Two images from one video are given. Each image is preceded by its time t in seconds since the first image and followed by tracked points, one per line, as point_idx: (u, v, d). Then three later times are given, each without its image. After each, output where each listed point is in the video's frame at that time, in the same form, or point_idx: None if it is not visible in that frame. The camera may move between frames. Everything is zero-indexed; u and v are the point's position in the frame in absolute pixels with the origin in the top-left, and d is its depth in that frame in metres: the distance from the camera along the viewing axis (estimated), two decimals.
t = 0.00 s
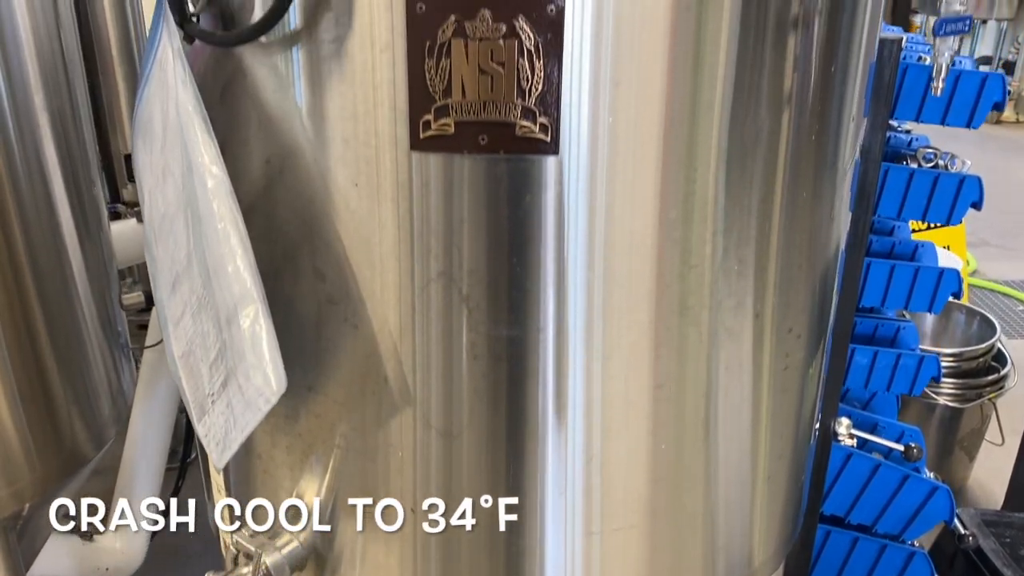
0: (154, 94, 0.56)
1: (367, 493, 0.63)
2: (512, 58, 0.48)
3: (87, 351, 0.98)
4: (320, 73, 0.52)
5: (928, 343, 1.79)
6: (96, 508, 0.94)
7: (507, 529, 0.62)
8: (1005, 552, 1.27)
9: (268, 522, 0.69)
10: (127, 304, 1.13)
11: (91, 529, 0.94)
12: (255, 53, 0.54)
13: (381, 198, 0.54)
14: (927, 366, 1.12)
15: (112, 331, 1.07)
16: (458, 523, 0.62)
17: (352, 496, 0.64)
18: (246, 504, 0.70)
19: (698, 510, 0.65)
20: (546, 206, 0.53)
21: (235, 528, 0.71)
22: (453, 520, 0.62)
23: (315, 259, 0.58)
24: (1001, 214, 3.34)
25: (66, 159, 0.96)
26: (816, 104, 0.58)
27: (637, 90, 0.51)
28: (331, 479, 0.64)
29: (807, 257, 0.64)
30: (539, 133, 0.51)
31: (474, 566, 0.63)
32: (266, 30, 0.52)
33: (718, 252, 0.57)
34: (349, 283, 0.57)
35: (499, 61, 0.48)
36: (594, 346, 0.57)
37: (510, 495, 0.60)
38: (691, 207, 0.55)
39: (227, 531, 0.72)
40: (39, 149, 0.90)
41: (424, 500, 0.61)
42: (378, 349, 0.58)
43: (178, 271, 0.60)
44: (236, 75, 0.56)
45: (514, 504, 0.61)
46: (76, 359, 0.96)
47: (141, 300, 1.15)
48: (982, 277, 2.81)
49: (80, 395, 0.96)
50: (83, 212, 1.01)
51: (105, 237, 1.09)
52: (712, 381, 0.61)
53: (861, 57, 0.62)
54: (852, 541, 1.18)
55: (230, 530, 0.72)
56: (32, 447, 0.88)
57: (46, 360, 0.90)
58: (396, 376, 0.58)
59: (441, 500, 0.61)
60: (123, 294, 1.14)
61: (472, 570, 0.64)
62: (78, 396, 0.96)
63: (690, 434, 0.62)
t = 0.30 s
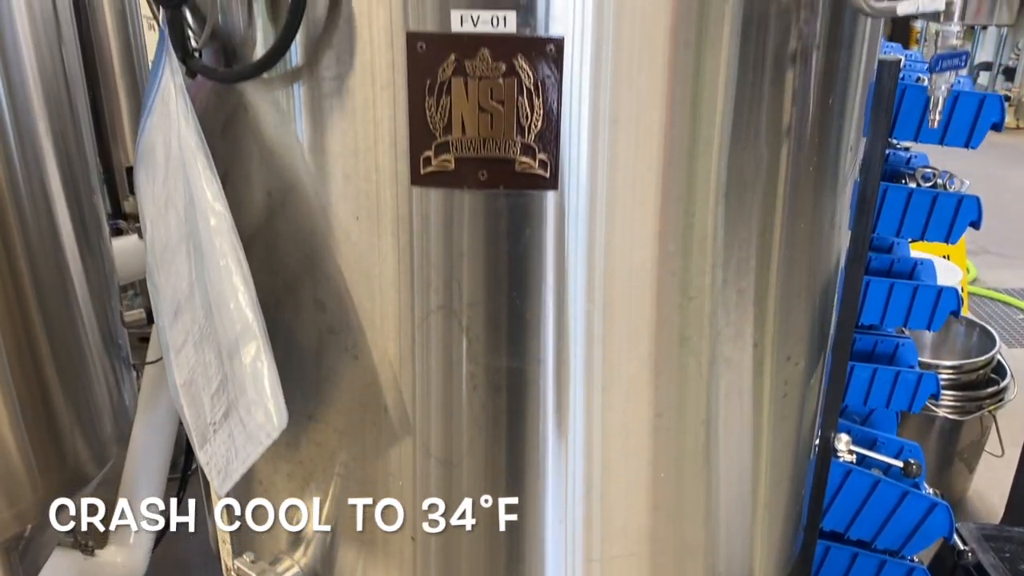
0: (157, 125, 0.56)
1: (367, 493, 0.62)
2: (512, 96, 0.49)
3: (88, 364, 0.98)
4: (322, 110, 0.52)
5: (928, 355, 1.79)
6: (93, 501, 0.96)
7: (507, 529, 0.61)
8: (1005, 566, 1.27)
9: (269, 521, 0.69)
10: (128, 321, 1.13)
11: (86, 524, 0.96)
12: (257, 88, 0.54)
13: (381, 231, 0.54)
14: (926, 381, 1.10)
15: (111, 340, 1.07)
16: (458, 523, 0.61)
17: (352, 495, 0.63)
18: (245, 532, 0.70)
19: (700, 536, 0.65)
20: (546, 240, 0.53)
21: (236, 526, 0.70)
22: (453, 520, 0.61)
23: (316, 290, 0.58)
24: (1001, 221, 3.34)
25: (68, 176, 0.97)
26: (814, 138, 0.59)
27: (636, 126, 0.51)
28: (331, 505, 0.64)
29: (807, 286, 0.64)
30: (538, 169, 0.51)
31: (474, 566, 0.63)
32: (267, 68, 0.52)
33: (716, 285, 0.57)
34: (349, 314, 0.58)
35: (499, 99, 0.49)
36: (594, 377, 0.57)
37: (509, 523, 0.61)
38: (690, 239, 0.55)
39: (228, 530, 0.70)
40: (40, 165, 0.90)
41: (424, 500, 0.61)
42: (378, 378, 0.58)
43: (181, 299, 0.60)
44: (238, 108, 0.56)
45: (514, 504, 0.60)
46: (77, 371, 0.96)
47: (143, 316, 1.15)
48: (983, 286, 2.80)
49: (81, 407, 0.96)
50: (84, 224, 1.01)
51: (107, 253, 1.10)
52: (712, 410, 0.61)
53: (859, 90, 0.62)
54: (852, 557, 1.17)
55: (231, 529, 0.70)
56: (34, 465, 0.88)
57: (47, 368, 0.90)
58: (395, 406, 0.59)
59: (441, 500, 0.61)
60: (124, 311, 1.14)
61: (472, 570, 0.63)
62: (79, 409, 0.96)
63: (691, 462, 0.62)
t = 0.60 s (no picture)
0: (166, 169, 0.55)
1: (367, 493, 0.62)
2: (520, 148, 0.50)
3: (96, 390, 0.98)
4: (330, 159, 0.53)
5: (928, 371, 1.79)
6: (93, 502, 0.95)
7: (507, 530, 0.61)
8: None
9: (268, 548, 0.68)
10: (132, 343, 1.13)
11: (88, 527, 0.95)
12: (266, 135, 0.55)
13: (387, 277, 0.55)
14: (926, 405, 1.10)
15: (118, 359, 1.06)
16: (458, 523, 0.61)
17: (351, 495, 0.63)
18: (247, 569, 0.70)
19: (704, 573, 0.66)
20: (551, 286, 0.54)
21: (233, 525, 0.63)
22: (453, 520, 0.61)
23: (324, 332, 0.58)
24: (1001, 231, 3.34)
25: (76, 203, 0.97)
26: (817, 183, 0.59)
27: (640, 175, 0.52)
28: (337, 542, 0.65)
29: (811, 325, 0.64)
30: (544, 218, 0.52)
31: (478, 566, 0.63)
32: (278, 118, 0.52)
33: (720, 328, 0.58)
34: (356, 357, 0.58)
35: (506, 151, 0.50)
36: (599, 418, 0.57)
37: (515, 560, 0.62)
38: (695, 283, 0.56)
39: (225, 528, 0.63)
40: (49, 194, 0.90)
41: (424, 500, 0.61)
42: (384, 420, 0.59)
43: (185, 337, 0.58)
44: (247, 153, 0.57)
45: (515, 504, 0.60)
46: (86, 397, 0.95)
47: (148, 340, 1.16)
48: (982, 297, 2.81)
49: (88, 427, 0.96)
50: (91, 248, 1.00)
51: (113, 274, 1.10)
52: (717, 450, 0.61)
53: (860, 133, 0.63)
54: None
55: (229, 528, 0.63)
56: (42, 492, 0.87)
57: (55, 392, 0.89)
58: (401, 446, 0.59)
59: (440, 499, 0.60)
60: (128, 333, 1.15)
61: (476, 570, 0.63)
62: (87, 432, 0.96)
63: (696, 501, 0.62)
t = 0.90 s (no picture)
0: (179, 205, 0.55)
1: (368, 493, 0.62)
2: (528, 190, 0.51)
3: (105, 413, 0.97)
4: (340, 198, 0.54)
5: (929, 384, 1.79)
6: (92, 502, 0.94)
7: (507, 530, 0.60)
8: None
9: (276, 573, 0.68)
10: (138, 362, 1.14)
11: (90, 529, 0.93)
12: (277, 175, 0.55)
13: (396, 314, 0.56)
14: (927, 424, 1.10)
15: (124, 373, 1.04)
16: (458, 523, 0.61)
17: (352, 496, 0.62)
18: None
19: None
20: (557, 324, 0.54)
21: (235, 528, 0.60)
22: (453, 520, 0.60)
23: (335, 367, 0.59)
24: (1000, 239, 3.34)
25: (88, 228, 0.96)
26: (821, 219, 0.60)
27: (647, 216, 0.53)
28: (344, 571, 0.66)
29: (815, 356, 0.65)
30: (553, 257, 0.53)
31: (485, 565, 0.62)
32: (291, 160, 0.53)
33: (726, 361, 0.58)
34: (365, 392, 0.59)
35: (515, 194, 0.51)
36: (605, 453, 0.58)
37: None
38: (700, 319, 0.56)
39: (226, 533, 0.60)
40: (60, 222, 0.89)
41: (425, 500, 0.60)
42: (392, 452, 0.60)
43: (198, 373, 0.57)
44: (259, 191, 0.57)
45: (515, 504, 0.59)
46: (93, 416, 0.95)
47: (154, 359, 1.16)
48: (982, 305, 2.81)
49: (94, 446, 0.95)
50: (100, 271, 0.98)
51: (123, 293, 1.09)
52: (723, 480, 0.62)
53: (863, 168, 0.64)
54: None
55: (229, 531, 0.60)
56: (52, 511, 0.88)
57: (63, 409, 0.89)
58: (409, 478, 0.60)
59: (441, 499, 0.60)
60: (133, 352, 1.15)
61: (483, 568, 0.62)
62: (94, 449, 0.95)
63: (701, 532, 0.63)
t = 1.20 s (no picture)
0: (192, 240, 0.55)
1: (370, 504, 0.61)
2: (538, 229, 0.51)
3: (112, 425, 0.95)
4: (350, 235, 0.55)
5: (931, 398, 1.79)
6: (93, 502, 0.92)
7: (510, 541, 0.60)
8: None
9: None
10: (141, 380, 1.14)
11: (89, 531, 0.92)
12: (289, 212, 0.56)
13: (406, 348, 0.56)
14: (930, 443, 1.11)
15: (132, 388, 1.00)
16: (460, 534, 0.60)
17: (352, 495, 0.62)
18: None
19: None
20: (564, 360, 0.55)
21: (238, 542, 0.60)
22: (455, 531, 0.60)
23: (345, 399, 0.59)
24: (999, 247, 3.33)
25: (95, 242, 0.91)
26: (826, 254, 0.61)
27: (654, 253, 0.53)
28: None
29: (821, 387, 0.66)
30: (562, 294, 0.53)
31: None
32: (302, 201, 0.53)
33: (733, 393, 0.59)
34: (373, 424, 0.59)
35: (526, 232, 0.51)
36: (613, 485, 0.58)
37: None
38: (707, 353, 0.57)
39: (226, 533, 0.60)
40: (68, 240, 0.85)
41: (426, 512, 0.60)
42: (400, 484, 0.60)
43: (208, 406, 0.57)
44: (270, 227, 0.58)
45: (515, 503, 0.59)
46: (98, 425, 0.92)
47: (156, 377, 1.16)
48: (982, 315, 2.80)
49: (99, 454, 0.93)
50: (106, 280, 0.93)
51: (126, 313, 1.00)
52: (729, 510, 0.62)
53: (867, 202, 0.64)
54: None
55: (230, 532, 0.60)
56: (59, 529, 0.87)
57: (68, 413, 0.87)
58: (416, 509, 0.60)
59: (444, 511, 0.60)
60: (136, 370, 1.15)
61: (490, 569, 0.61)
62: (98, 458, 0.93)
63: (708, 562, 0.63)
